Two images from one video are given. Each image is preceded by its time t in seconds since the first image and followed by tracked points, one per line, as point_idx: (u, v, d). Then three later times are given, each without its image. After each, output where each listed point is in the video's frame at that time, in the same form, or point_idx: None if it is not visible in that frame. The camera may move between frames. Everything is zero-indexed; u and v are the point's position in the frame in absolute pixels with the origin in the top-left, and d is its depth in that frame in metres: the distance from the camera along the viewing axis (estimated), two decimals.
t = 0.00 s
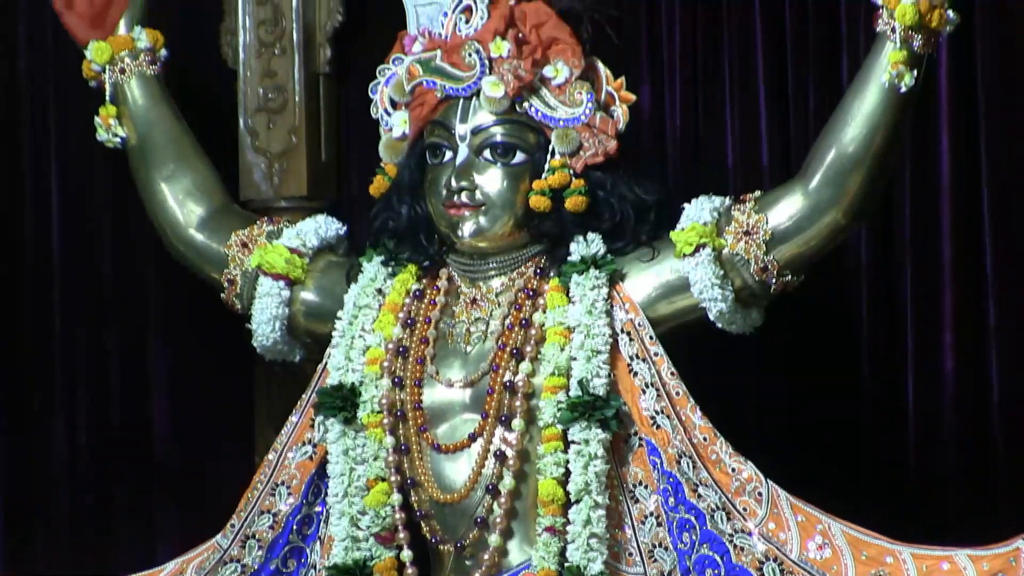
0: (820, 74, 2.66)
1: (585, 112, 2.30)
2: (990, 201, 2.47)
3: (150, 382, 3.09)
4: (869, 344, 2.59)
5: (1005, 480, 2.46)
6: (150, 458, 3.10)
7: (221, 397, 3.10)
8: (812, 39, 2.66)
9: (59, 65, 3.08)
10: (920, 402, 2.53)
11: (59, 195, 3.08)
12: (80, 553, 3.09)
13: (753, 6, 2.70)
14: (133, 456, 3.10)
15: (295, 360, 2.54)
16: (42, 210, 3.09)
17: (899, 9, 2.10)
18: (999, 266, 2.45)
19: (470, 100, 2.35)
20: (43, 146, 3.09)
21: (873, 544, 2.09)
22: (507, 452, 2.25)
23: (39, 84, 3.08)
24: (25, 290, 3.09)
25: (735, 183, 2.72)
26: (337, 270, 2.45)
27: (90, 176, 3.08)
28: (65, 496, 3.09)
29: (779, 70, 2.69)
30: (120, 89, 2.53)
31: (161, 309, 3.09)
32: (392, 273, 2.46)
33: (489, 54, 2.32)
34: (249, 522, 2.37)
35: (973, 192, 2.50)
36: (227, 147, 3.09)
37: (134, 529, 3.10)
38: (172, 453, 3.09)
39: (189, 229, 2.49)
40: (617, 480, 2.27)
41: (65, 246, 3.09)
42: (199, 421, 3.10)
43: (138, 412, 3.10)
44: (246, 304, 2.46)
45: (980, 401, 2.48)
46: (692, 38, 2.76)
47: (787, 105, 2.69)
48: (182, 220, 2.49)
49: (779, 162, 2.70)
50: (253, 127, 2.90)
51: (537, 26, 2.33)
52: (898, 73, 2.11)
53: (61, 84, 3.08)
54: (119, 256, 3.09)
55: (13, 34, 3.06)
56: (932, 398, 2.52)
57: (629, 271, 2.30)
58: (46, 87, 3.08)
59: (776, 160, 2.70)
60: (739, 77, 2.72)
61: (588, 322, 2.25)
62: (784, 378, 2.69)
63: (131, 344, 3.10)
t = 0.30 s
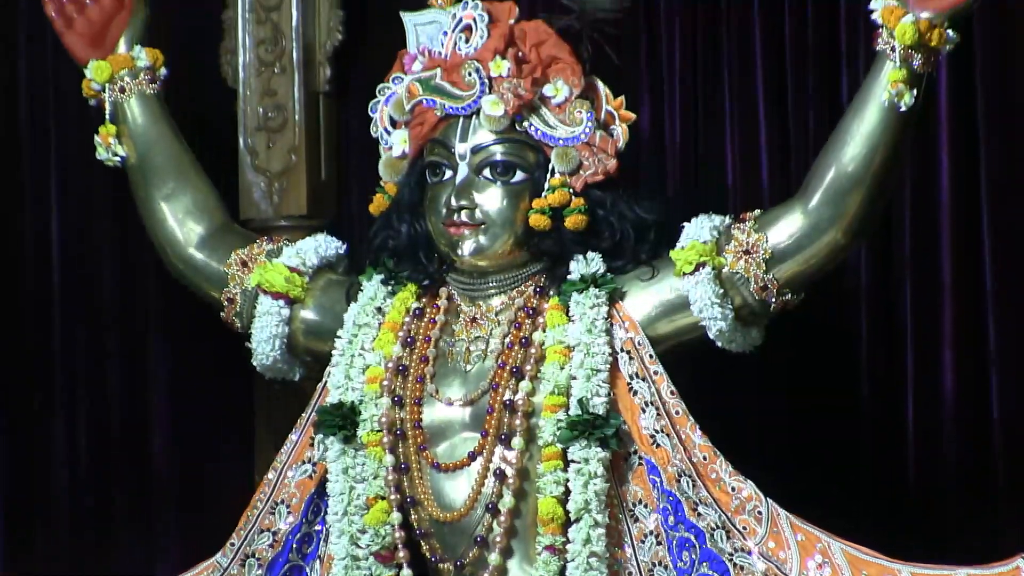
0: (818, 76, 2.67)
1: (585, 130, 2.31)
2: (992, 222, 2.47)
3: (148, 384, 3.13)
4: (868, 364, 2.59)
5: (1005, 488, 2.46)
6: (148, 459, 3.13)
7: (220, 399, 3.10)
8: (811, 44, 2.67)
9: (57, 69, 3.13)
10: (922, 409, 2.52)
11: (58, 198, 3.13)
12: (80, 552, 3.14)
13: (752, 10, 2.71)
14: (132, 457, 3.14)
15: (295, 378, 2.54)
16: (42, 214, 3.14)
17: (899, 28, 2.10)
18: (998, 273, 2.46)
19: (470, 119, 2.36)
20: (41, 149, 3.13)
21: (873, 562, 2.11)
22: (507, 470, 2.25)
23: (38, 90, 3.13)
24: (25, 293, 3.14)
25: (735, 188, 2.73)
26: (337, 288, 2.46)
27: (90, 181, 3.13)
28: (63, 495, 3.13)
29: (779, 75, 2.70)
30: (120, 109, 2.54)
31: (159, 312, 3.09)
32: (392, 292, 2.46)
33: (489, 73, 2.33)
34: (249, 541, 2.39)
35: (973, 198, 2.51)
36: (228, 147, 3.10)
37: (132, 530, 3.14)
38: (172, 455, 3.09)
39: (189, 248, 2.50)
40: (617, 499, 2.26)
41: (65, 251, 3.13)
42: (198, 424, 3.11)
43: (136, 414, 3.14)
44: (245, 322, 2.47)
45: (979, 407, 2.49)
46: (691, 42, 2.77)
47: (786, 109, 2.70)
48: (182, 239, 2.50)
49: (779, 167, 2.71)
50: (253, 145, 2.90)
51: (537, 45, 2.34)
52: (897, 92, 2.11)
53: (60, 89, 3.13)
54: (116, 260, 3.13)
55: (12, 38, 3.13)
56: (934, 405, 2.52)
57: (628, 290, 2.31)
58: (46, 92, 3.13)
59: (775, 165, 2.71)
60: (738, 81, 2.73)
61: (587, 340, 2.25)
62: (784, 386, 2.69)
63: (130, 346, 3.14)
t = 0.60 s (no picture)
0: (817, 68, 2.67)
1: (585, 142, 2.32)
2: (991, 234, 2.48)
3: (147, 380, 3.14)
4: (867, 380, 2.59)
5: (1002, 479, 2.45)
6: (147, 454, 3.14)
7: (218, 404, 3.14)
8: (810, 37, 2.68)
9: (56, 67, 3.16)
10: (921, 400, 2.53)
11: (58, 197, 3.14)
12: (79, 548, 3.13)
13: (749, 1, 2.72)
14: (132, 461, 3.14)
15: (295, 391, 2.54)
16: (40, 211, 3.14)
17: (899, 40, 2.10)
18: (997, 265, 2.47)
19: (469, 131, 2.36)
20: (40, 148, 3.15)
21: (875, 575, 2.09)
22: (506, 482, 2.25)
23: (37, 89, 3.15)
24: (23, 290, 3.14)
25: (733, 180, 2.73)
26: (337, 300, 2.46)
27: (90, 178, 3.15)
28: (61, 491, 3.12)
29: (776, 68, 2.72)
30: (119, 121, 2.55)
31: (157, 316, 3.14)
32: (392, 304, 2.47)
33: (488, 86, 2.33)
34: (248, 553, 2.38)
35: (971, 191, 2.52)
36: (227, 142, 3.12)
37: (131, 527, 3.13)
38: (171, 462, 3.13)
39: (189, 260, 2.50)
40: (617, 511, 2.26)
41: (63, 250, 3.15)
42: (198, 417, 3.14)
43: (135, 411, 3.14)
44: (245, 335, 2.48)
45: (978, 401, 2.49)
46: (688, 34, 2.79)
47: (783, 99, 2.71)
48: (182, 252, 2.50)
49: (777, 159, 2.71)
50: (253, 158, 2.91)
51: (537, 58, 2.35)
52: (897, 105, 2.11)
53: (58, 88, 3.16)
54: (115, 254, 3.16)
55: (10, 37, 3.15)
56: (934, 398, 2.52)
57: (627, 302, 2.31)
58: (45, 91, 3.15)
59: (773, 156, 2.70)
60: (736, 79, 2.73)
61: (587, 352, 2.26)
62: (782, 382, 2.69)
63: (129, 348, 3.15)
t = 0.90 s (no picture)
0: (818, 68, 2.68)
1: (585, 155, 2.32)
2: (992, 249, 2.51)
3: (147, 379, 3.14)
4: (867, 391, 2.61)
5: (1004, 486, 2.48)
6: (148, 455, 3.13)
7: (217, 412, 3.13)
8: (809, 37, 2.69)
9: (55, 74, 3.16)
10: (921, 408, 2.55)
11: (57, 199, 3.15)
12: (78, 549, 3.13)
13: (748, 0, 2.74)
14: (131, 469, 3.14)
15: (295, 404, 2.54)
16: (41, 219, 3.15)
17: (899, 53, 2.11)
18: (997, 273, 2.50)
19: (469, 144, 2.37)
20: (40, 150, 3.16)
21: None
22: (507, 495, 2.24)
23: (37, 91, 3.16)
24: (23, 290, 3.16)
25: (733, 182, 2.74)
26: (337, 313, 2.47)
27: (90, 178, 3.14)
28: (60, 492, 3.13)
29: (776, 69, 2.73)
30: (120, 134, 2.55)
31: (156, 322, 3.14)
32: (392, 317, 2.47)
33: (489, 99, 2.34)
34: (248, 566, 2.38)
35: (971, 192, 2.54)
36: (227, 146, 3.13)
37: (131, 528, 3.13)
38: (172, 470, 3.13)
39: (189, 273, 2.50)
40: (617, 525, 2.26)
41: (63, 251, 3.15)
42: (199, 416, 3.13)
43: (135, 413, 3.14)
44: (245, 347, 2.47)
45: (978, 410, 2.51)
46: (688, 44, 2.79)
47: (783, 99, 2.72)
48: (182, 264, 2.51)
49: (777, 160, 2.71)
50: (253, 171, 2.91)
51: (537, 71, 2.36)
52: (898, 118, 2.11)
53: (58, 89, 3.16)
54: (116, 254, 3.15)
55: (10, 38, 3.16)
56: (934, 409, 2.54)
57: (628, 314, 2.32)
58: (45, 100, 3.16)
59: (773, 164, 2.71)
60: (737, 91, 2.74)
61: (587, 365, 2.26)
62: (784, 387, 2.69)
63: (129, 356, 3.14)
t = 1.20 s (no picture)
0: (818, 79, 2.69)
1: (585, 167, 2.33)
2: (992, 259, 2.52)
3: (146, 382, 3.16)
4: (867, 400, 2.61)
5: (1003, 501, 2.49)
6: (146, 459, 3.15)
7: (217, 418, 3.16)
8: (809, 45, 2.70)
9: (55, 85, 3.17)
10: (921, 419, 2.56)
11: (59, 207, 3.15)
12: (78, 552, 3.13)
13: (749, 6, 2.74)
14: (131, 478, 3.15)
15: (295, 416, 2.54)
16: (41, 230, 3.15)
17: (899, 65, 2.11)
18: (996, 283, 2.51)
19: (469, 156, 2.37)
20: (40, 152, 3.16)
21: None
22: (507, 507, 2.24)
23: (38, 91, 3.16)
24: (23, 291, 3.14)
25: (732, 184, 2.74)
26: (337, 325, 2.47)
27: (91, 182, 3.16)
28: (61, 496, 3.12)
29: (776, 72, 2.74)
30: (120, 146, 2.56)
31: (156, 329, 3.15)
32: (391, 328, 2.47)
33: (489, 111, 2.34)
34: None
35: (971, 200, 2.55)
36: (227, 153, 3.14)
37: (131, 529, 3.14)
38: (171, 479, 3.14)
39: (189, 284, 2.51)
40: (617, 536, 2.25)
41: (64, 263, 3.15)
42: (199, 420, 3.16)
43: (135, 421, 3.15)
44: (245, 359, 2.48)
45: (977, 419, 2.52)
46: (688, 54, 2.80)
47: (783, 109, 2.73)
48: (182, 276, 2.51)
49: (776, 162, 2.72)
50: (253, 183, 2.92)
51: (537, 82, 2.36)
52: (898, 129, 2.11)
53: (58, 93, 3.17)
54: (116, 258, 3.17)
55: (10, 37, 3.16)
56: (934, 418, 2.55)
57: (628, 326, 2.32)
58: (46, 110, 3.16)
59: (773, 174, 2.71)
60: (737, 102, 2.75)
61: (587, 376, 2.26)
62: (784, 390, 2.69)
63: (130, 366, 3.16)
